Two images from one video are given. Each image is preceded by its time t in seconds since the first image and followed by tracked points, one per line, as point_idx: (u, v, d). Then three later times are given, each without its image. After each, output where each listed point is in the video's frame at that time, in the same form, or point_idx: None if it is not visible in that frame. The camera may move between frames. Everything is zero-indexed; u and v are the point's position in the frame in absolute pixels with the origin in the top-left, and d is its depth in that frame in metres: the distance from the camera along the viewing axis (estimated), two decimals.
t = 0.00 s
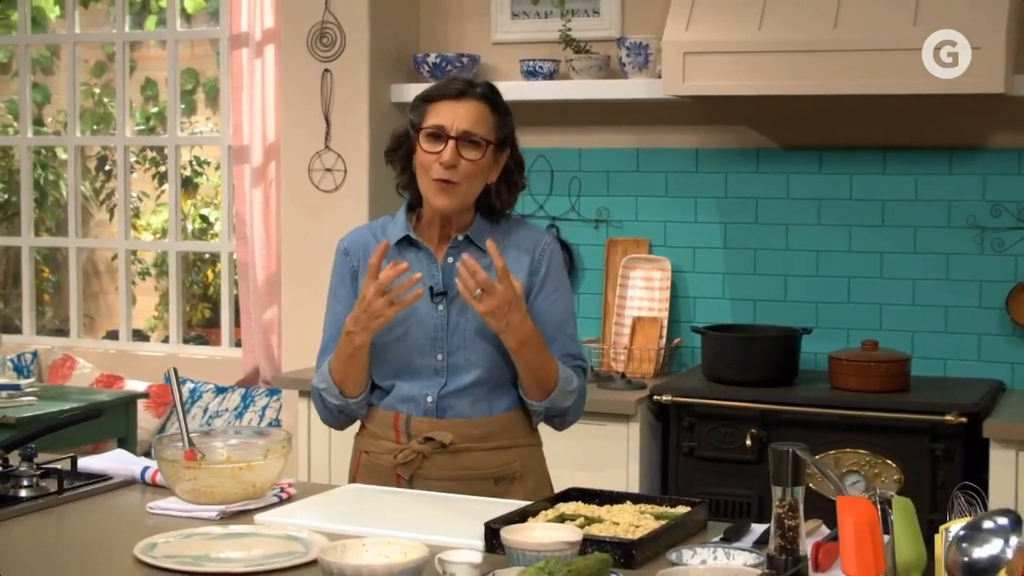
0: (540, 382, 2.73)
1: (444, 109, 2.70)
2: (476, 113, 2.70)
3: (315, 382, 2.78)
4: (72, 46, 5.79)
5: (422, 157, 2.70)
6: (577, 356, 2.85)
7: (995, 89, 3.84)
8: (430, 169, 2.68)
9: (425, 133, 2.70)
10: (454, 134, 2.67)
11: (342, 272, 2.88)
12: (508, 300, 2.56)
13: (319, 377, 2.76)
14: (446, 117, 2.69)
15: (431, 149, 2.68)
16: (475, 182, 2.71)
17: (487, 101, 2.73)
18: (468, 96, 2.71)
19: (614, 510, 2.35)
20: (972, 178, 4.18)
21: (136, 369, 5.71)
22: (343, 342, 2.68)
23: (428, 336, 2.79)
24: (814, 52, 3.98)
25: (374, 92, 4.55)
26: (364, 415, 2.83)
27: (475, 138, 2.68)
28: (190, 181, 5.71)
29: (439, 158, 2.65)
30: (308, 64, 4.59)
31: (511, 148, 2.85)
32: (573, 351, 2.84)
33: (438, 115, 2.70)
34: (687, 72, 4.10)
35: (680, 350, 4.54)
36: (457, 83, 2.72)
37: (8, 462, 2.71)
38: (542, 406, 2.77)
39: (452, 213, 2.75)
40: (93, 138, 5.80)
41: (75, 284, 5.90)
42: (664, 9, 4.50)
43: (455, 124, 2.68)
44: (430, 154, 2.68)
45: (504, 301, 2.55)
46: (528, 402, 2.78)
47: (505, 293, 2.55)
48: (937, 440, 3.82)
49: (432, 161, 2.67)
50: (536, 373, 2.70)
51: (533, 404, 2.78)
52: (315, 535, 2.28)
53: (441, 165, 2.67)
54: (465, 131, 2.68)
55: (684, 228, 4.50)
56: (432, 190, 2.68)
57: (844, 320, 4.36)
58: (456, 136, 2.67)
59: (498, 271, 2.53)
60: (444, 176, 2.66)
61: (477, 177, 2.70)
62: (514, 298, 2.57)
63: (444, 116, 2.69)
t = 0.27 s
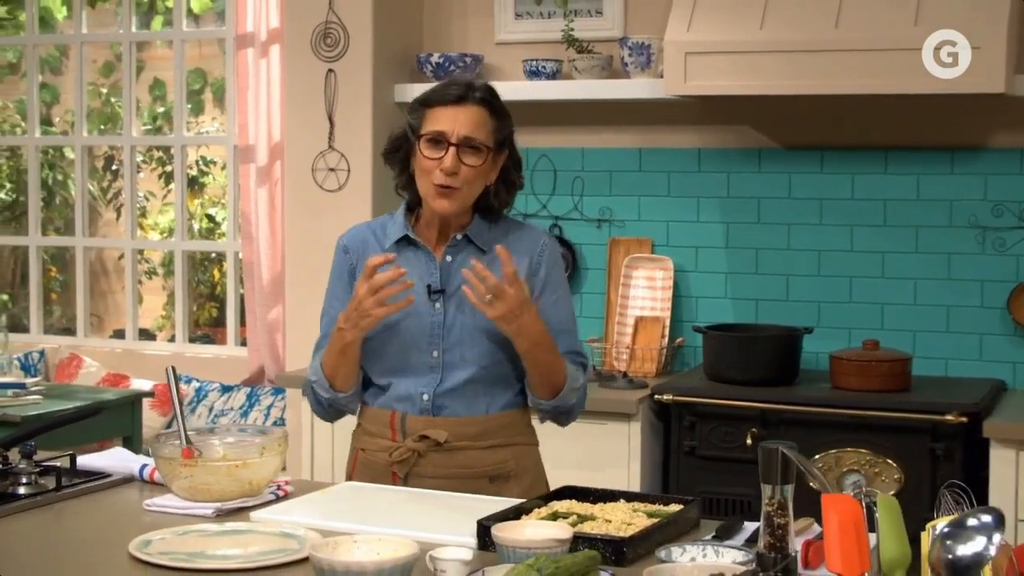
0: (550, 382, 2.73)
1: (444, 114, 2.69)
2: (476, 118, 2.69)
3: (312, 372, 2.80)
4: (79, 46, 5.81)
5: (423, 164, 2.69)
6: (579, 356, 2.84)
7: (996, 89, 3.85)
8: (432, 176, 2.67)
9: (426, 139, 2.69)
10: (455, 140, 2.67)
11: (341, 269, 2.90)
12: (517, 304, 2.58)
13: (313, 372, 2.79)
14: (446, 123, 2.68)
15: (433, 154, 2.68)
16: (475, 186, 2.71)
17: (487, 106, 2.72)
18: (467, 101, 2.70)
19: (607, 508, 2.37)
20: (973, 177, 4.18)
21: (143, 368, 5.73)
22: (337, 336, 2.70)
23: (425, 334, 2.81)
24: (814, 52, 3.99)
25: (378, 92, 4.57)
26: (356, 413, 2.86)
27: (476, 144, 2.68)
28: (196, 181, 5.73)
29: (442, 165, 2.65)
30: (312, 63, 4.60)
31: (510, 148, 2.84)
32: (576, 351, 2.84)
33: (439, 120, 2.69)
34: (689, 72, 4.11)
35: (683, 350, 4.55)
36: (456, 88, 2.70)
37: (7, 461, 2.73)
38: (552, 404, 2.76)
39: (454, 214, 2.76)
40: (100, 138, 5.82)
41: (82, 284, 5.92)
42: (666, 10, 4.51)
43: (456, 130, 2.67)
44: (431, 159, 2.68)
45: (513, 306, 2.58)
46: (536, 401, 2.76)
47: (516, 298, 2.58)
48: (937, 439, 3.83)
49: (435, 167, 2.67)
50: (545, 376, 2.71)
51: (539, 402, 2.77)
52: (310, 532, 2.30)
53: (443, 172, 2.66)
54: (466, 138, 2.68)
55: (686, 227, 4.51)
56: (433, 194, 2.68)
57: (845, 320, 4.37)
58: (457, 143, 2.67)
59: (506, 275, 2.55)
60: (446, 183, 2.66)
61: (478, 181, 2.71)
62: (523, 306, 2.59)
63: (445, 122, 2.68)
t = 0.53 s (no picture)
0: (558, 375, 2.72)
1: (436, 106, 2.70)
2: (468, 110, 2.70)
3: (291, 364, 2.83)
4: (81, 46, 5.83)
5: (417, 156, 2.69)
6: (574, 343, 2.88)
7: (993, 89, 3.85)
8: (426, 169, 2.68)
9: (419, 132, 2.69)
10: (447, 133, 2.67)
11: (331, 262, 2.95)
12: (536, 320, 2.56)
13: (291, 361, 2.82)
14: (439, 115, 2.68)
15: (427, 147, 2.69)
16: (467, 177, 2.71)
17: (478, 96, 2.72)
18: (459, 93, 2.70)
19: (596, 506, 2.38)
20: (970, 177, 4.19)
21: (144, 367, 5.75)
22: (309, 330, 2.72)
23: (417, 320, 2.83)
24: (811, 51, 3.99)
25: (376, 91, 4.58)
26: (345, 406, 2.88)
27: (468, 136, 2.68)
28: (197, 180, 5.74)
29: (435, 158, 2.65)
30: (311, 63, 4.62)
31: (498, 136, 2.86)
32: (572, 341, 2.87)
33: (431, 112, 2.70)
34: (686, 71, 4.11)
35: (680, 349, 4.56)
36: (447, 80, 2.70)
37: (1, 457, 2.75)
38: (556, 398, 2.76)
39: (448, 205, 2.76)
40: (101, 137, 5.84)
41: (84, 283, 5.94)
42: (664, 9, 4.52)
43: (449, 123, 2.68)
44: (425, 153, 2.68)
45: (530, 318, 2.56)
46: (540, 396, 2.77)
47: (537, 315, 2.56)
48: (932, 438, 3.84)
49: (428, 159, 2.67)
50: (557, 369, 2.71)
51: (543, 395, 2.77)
52: (300, 529, 2.31)
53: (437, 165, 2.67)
54: (458, 130, 2.68)
55: (684, 227, 4.51)
56: (427, 186, 2.68)
57: (843, 319, 4.38)
58: (450, 135, 2.67)
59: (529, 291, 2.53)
60: (441, 175, 2.66)
61: (471, 171, 2.72)
62: (540, 315, 2.57)
63: (439, 115, 2.68)
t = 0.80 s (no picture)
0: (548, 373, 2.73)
1: (425, 113, 2.70)
2: (457, 115, 2.70)
3: (288, 371, 2.81)
4: (80, 46, 5.85)
5: (408, 162, 2.71)
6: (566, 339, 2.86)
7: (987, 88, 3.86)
8: (418, 175, 2.70)
9: (409, 138, 2.70)
10: (438, 139, 2.69)
11: (323, 265, 2.91)
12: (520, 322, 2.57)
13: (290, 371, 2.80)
14: (427, 122, 2.69)
15: (417, 153, 2.70)
16: (458, 180, 2.74)
17: (466, 100, 2.72)
18: (448, 98, 2.70)
19: (581, 504, 2.40)
20: (964, 176, 4.20)
21: (142, 365, 5.77)
22: (308, 334, 2.71)
23: (410, 319, 2.80)
24: (804, 51, 4.01)
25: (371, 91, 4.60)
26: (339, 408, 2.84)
27: (458, 140, 2.70)
28: (196, 180, 5.76)
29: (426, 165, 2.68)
30: (307, 62, 4.63)
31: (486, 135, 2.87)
32: (564, 339, 2.87)
33: (420, 118, 2.70)
34: (679, 71, 4.14)
35: (675, 348, 4.57)
36: (434, 85, 2.70)
37: None
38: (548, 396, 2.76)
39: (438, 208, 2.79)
40: (100, 137, 5.86)
41: (83, 282, 5.96)
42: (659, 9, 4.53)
43: (439, 129, 2.69)
44: (415, 159, 2.70)
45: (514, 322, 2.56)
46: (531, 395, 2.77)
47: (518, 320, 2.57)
48: (925, 437, 3.85)
49: (419, 166, 2.69)
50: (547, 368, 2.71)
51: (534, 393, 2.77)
52: (286, 526, 2.33)
53: (428, 171, 2.69)
54: (448, 135, 2.69)
55: (679, 226, 4.53)
56: (418, 191, 2.71)
57: (837, 318, 4.39)
58: (440, 142, 2.68)
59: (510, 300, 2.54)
60: (431, 182, 2.68)
61: (461, 174, 2.74)
62: (524, 316, 2.57)
63: (428, 121, 2.69)
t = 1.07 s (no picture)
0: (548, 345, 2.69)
1: (423, 111, 2.71)
2: (454, 111, 2.72)
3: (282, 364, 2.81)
4: (81, 45, 5.87)
5: (409, 161, 2.71)
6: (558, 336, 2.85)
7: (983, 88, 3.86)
8: (420, 173, 2.70)
9: (409, 137, 2.71)
10: (439, 135, 2.70)
11: (317, 260, 2.91)
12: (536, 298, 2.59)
13: (285, 367, 2.79)
14: (426, 120, 2.70)
15: (417, 151, 2.71)
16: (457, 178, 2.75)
17: (461, 98, 2.75)
18: (443, 97, 2.72)
19: (568, 501, 2.41)
20: (959, 175, 4.20)
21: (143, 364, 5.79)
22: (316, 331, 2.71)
23: (403, 316, 2.81)
24: (799, 51, 4.02)
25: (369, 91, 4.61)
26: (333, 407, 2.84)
27: (457, 136, 2.71)
28: (196, 179, 5.77)
29: (428, 161, 2.69)
30: (305, 62, 4.65)
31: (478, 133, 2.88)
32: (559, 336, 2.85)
33: (418, 116, 2.72)
34: (675, 71, 4.15)
35: (672, 347, 4.58)
36: (429, 83, 2.72)
37: None
38: (547, 371, 2.71)
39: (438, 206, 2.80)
40: (102, 136, 5.87)
41: (83, 281, 5.98)
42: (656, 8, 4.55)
43: (438, 125, 2.70)
44: (416, 156, 2.71)
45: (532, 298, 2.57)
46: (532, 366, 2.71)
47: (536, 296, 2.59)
48: (919, 436, 3.85)
49: (421, 163, 2.70)
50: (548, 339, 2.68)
51: (527, 388, 2.75)
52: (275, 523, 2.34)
53: (431, 168, 2.69)
54: (447, 132, 2.71)
55: (676, 225, 4.54)
56: (421, 191, 2.71)
57: (834, 317, 4.39)
58: (441, 138, 2.70)
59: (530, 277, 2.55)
60: (435, 178, 2.69)
61: (460, 171, 2.75)
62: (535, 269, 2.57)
63: (427, 119, 2.70)
